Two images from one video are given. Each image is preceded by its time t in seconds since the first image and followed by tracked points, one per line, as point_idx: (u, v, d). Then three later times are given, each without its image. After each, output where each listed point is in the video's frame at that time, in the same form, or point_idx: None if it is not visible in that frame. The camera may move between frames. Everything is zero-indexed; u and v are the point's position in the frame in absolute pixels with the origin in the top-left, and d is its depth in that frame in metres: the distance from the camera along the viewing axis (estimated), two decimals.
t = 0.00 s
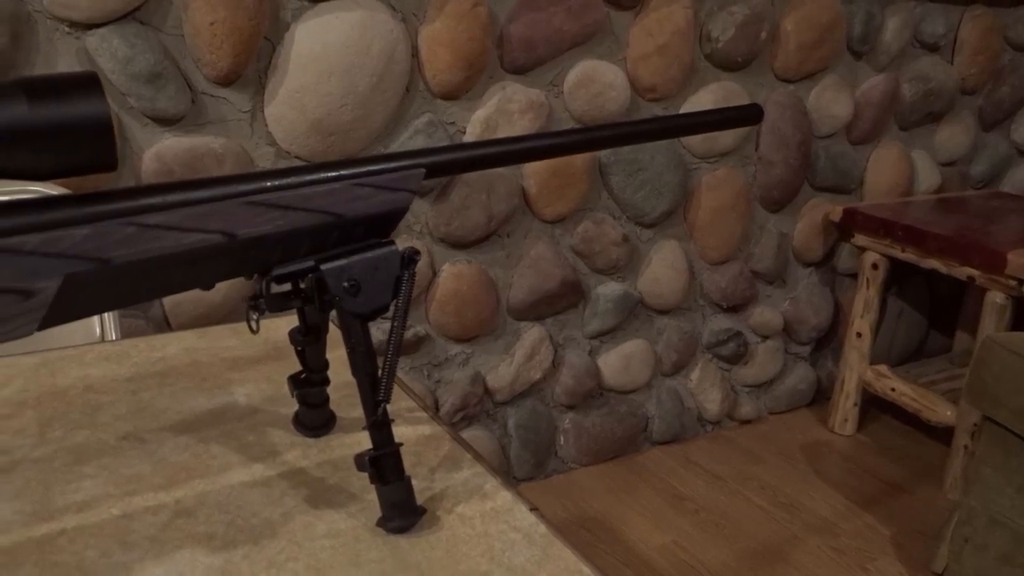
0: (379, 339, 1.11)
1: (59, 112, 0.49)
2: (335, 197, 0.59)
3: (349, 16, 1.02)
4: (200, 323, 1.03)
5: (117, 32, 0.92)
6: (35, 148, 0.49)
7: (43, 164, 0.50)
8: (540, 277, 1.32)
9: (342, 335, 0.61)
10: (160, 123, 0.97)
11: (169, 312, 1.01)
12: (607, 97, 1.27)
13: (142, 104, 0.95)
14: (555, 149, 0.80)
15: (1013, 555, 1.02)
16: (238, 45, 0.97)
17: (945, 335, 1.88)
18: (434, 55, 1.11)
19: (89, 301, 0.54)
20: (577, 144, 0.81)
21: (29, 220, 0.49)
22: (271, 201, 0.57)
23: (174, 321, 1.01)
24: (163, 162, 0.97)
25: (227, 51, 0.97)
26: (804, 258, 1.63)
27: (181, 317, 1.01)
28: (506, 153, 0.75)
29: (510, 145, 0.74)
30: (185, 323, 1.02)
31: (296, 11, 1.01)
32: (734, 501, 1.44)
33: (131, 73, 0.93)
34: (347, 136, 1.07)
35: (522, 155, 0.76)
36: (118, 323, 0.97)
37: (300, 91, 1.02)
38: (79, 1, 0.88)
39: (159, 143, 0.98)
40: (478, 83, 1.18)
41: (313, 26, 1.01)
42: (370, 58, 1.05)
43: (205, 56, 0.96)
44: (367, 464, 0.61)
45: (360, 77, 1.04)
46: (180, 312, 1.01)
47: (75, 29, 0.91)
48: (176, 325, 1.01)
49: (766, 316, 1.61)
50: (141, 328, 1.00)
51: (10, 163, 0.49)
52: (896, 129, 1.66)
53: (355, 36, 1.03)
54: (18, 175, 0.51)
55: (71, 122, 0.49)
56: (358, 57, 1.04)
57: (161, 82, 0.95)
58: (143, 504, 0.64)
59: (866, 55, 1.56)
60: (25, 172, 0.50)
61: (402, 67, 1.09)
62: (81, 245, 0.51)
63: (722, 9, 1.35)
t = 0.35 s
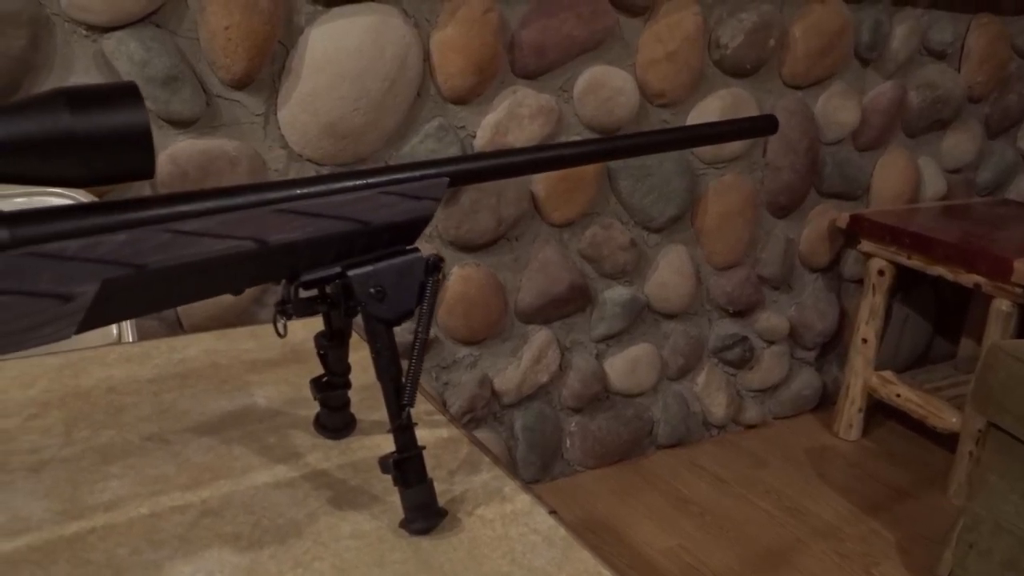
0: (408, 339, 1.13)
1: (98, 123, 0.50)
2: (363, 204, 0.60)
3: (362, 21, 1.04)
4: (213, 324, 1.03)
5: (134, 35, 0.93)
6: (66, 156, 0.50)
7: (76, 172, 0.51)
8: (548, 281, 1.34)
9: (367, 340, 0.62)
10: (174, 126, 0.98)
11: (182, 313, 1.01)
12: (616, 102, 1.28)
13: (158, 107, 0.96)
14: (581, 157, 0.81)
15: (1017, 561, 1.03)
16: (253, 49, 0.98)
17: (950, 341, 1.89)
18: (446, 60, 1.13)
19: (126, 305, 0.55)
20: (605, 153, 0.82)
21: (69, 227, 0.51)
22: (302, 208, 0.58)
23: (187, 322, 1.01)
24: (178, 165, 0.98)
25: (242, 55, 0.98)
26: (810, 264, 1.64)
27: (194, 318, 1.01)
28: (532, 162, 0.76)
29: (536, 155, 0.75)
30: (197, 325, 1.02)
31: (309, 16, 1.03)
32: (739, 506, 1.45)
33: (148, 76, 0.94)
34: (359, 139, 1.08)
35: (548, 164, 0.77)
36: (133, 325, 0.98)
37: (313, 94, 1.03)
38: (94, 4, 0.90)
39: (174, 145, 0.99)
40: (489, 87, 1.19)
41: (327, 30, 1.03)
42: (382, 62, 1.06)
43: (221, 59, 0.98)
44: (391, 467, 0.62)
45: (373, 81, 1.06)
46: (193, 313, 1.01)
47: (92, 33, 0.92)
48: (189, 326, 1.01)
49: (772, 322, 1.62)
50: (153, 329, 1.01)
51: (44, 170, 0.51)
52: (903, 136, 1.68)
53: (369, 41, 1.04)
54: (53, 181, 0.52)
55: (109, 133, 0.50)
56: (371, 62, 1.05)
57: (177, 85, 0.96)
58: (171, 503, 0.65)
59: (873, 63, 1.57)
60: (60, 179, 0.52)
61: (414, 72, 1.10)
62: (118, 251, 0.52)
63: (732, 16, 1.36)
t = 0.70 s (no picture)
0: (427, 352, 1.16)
1: (125, 129, 0.50)
2: (383, 208, 0.61)
3: (373, 25, 1.05)
4: (225, 325, 1.05)
5: (148, 40, 0.94)
6: (87, 161, 0.51)
7: (97, 176, 0.52)
8: (557, 284, 1.35)
9: (387, 341, 0.63)
10: (187, 129, 0.99)
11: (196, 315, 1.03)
12: (624, 106, 1.29)
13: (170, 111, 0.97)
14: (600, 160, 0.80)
15: None
16: (265, 53, 1.00)
17: (957, 344, 1.89)
18: (456, 64, 1.14)
19: (155, 308, 0.56)
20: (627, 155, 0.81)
21: (98, 231, 0.52)
22: (323, 212, 0.59)
23: (200, 323, 1.03)
24: (190, 168, 0.99)
25: (254, 58, 0.99)
26: (818, 267, 1.65)
27: (207, 319, 1.03)
28: (557, 164, 0.75)
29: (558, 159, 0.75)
30: (210, 327, 1.04)
31: (320, 20, 1.04)
32: (745, 509, 1.46)
33: (161, 80, 0.96)
34: (370, 142, 1.09)
35: (574, 167, 0.76)
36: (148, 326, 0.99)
37: (324, 98, 1.04)
38: (109, 8, 0.91)
39: (186, 148, 0.99)
40: (499, 91, 1.20)
41: (338, 35, 1.04)
42: (393, 66, 1.07)
43: (233, 63, 0.99)
44: (411, 467, 0.63)
45: (383, 85, 1.07)
46: (206, 315, 1.03)
47: (106, 37, 0.93)
48: (203, 327, 1.03)
49: (780, 325, 1.62)
50: (166, 331, 1.02)
51: (66, 175, 0.51)
52: (911, 140, 1.68)
53: (379, 45, 1.05)
54: (77, 186, 0.52)
55: (135, 139, 0.51)
56: (382, 66, 1.06)
57: (189, 89, 0.97)
58: (193, 502, 0.66)
59: (881, 67, 1.58)
60: (81, 183, 0.52)
61: (424, 75, 1.11)
62: (146, 254, 0.53)
63: (740, 20, 1.37)
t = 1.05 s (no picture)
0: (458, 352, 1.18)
1: (170, 133, 0.51)
2: (416, 212, 0.62)
3: (391, 29, 1.06)
4: (243, 326, 1.05)
5: (169, 44, 0.96)
6: (134, 164, 0.52)
7: (143, 179, 0.53)
8: (572, 287, 1.36)
9: (420, 343, 0.64)
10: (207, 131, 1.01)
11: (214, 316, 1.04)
12: (639, 110, 1.30)
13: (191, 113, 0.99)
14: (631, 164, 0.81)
15: None
16: (285, 56, 1.01)
17: (971, 350, 1.89)
18: (473, 67, 1.15)
19: (195, 309, 0.57)
20: (658, 160, 0.82)
21: (140, 232, 0.53)
22: (358, 215, 0.60)
23: (218, 325, 1.04)
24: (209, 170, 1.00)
25: (273, 61, 1.00)
26: (831, 271, 1.65)
27: (225, 321, 1.04)
28: (584, 169, 0.76)
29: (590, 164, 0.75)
30: (228, 328, 1.04)
31: (339, 24, 1.05)
32: (759, 513, 1.46)
33: (183, 83, 0.97)
34: (388, 145, 1.10)
35: (600, 172, 0.77)
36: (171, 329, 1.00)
37: (343, 101, 1.05)
38: (132, 12, 0.92)
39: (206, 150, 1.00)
40: (515, 95, 1.21)
41: (356, 39, 1.05)
42: (411, 70, 1.08)
43: (253, 67, 1.00)
44: (441, 467, 0.64)
45: (401, 88, 1.08)
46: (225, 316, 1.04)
47: (129, 41, 0.95)
48: (221, 328, 1.04)
49: (794, 329, 1.63)
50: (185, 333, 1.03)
51: (108, 178, 0.52)
52: (926, 145, 1.68)
53: (397, 49, 1.06)
54: (123, 188, 0.53)
55: (181, 143, 0.52)
56: (400, 70, 1.07)
57: (210, 92, 0.99)
58: (225, 500, 0.67)
59: (895, 71, 1.58)
60: (125, 185, 0.53)
61: (441, 79, 1.12)
62: (187, 256, 0.54)
63: (755, 24, 1.38)
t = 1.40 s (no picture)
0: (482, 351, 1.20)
1: (210, 134, 0.53)
2: (443, 214, 0.63)
3: (408, 32, 1.07)
4: (260, 326, 1.06)
5: (190, 46, 0.97)
6: (173, 165, 0.53)
7: (182, 180, 0.54)
8: (586, 289, 1.36)
9: (447, 342, 0.65)
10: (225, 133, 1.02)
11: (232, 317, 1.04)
12: (654, 113, 1.31)
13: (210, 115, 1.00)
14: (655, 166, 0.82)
15: None
16: (303, 59, 1.02)
17: (985, 353, 1.89)
18: (488, 70, 1.16)
19: (229, 307, 0.58)
20: (681, 161, 0.83)
21: (177, 233, 0.54)
22: (388, 217, 0.61)
23: (236, 326, 1.04)
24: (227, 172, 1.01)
25: (291, 65, 1.01)
26: (845, 274, 1.66)
27: (243, 322, 1.04)
28: (610, 170, 0.76)
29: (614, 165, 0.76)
30: (246, 328, 1.05)
31: (356, 27, 1.06)
32: (773, 516, 1.46)
33: (203, 86, 0.98)
34: (403, 146, 1.12)
35: (626, 173, 0.77)
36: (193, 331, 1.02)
37: (360, 103, 1.07)
38: (154, 15, 0.94)
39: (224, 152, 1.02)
40: (530, 97, 1.22)
41: (373, 41, 1.06)
42: (427, 72, 1.09)
43: (272, 70, 1.01)
44: (468, 464, 0.65)
45: (418, 91, 1.09)
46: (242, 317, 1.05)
47: (149, 43, 0.96)
48: (238, 329, 1.04)
49: (807, 332, 1.63)
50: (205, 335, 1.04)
51: (147, 179, 0.53)
52: (940, 147, 1.68)
53: (414, 51, 1.07)
54: (161, 189, 0.54)
55: (219, 144, 0.53)
56: (416, 72, 1.08)
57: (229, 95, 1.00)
58: (255, 497, 0.69)
59: (910, 74, 1.58)
60: (164, 186, 0.54)
61: (457, 82, 1.13)
62: (223, 255, 0.56)
63: (770, 27, 1.38)
